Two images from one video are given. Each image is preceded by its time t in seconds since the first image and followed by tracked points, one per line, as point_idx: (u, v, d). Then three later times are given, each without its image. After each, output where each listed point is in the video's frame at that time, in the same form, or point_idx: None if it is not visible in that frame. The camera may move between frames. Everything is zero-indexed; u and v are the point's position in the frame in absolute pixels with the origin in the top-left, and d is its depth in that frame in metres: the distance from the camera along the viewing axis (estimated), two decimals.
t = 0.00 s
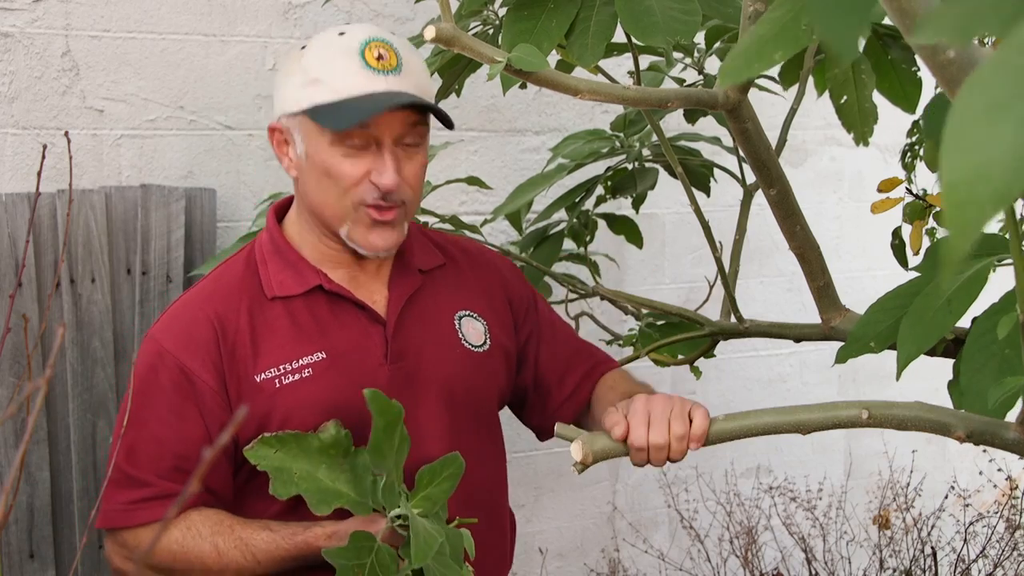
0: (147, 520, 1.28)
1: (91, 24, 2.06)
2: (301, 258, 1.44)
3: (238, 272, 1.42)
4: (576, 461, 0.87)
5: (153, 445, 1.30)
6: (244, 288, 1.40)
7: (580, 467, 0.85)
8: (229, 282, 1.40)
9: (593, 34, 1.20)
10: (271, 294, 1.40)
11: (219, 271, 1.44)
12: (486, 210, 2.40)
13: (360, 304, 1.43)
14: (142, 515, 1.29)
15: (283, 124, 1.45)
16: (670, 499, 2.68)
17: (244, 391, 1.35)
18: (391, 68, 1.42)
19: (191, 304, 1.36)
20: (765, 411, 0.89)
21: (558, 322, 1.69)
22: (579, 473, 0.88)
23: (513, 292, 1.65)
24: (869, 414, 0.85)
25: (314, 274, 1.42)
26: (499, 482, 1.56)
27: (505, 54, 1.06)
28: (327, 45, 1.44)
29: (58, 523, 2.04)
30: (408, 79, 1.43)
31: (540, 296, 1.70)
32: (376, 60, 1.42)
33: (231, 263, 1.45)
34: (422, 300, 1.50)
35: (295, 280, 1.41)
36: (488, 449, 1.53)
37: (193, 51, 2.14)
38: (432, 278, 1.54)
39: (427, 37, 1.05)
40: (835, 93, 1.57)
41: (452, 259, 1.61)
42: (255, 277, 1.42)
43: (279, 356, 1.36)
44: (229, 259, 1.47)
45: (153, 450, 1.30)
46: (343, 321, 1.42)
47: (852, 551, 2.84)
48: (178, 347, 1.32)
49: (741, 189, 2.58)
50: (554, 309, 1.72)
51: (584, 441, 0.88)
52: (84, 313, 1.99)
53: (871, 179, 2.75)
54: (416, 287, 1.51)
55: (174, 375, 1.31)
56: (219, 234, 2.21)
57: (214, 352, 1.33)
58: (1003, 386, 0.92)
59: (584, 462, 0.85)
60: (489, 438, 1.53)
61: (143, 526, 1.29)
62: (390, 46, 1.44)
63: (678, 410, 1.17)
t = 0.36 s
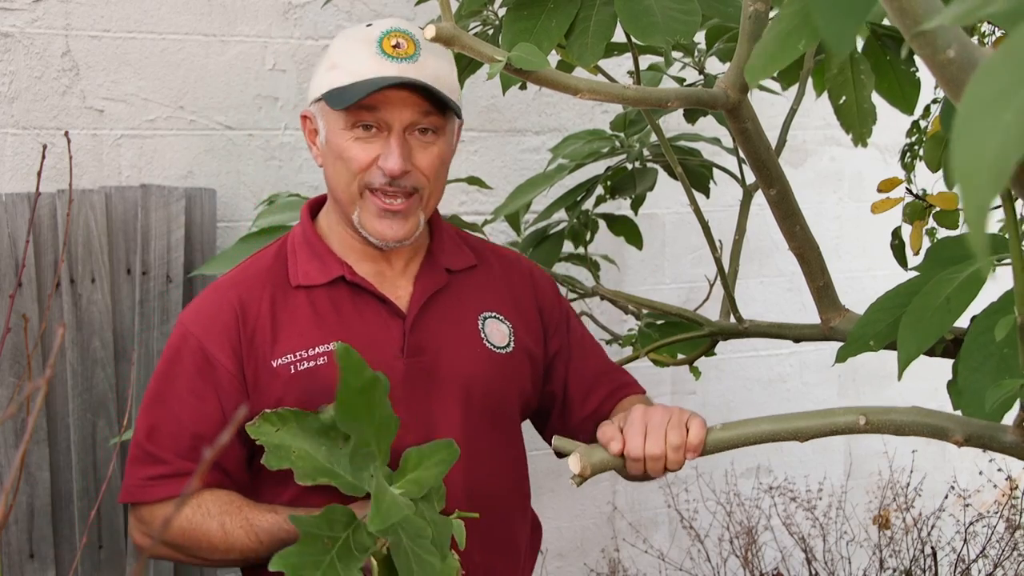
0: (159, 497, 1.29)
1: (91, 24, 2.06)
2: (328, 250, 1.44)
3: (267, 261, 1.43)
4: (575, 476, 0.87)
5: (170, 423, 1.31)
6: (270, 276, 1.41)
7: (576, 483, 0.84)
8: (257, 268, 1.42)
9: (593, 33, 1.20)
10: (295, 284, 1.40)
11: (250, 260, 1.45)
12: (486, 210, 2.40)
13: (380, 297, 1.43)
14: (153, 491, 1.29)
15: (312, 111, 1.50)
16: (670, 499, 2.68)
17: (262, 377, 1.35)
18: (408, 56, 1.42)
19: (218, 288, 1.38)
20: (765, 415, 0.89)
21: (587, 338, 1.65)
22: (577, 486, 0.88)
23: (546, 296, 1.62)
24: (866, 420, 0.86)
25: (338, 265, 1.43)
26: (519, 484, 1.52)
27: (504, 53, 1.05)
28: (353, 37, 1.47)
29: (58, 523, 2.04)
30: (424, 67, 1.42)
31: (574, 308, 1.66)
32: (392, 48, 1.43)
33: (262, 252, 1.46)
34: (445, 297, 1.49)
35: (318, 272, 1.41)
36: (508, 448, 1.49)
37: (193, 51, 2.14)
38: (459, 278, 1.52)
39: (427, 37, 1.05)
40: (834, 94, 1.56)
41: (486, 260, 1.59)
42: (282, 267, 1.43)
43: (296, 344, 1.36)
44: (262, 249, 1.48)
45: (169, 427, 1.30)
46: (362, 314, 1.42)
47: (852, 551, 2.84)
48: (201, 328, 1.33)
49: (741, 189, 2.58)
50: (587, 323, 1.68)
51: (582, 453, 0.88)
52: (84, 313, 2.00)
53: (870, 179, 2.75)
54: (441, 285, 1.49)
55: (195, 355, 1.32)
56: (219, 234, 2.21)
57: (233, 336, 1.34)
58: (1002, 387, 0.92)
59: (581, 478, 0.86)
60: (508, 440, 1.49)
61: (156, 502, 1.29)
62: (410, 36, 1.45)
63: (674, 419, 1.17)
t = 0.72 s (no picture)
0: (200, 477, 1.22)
1: (91, 24, 2.06)
2: (346, 246, 1.46)
3: (288, 253, 1.43)
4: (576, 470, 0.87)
5: (203, 405, 1.27)
6: (293, 268, 1.40)
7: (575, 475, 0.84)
8: (277, 260, 1.41)
9: (592, 33, 1.20)
10: (316, 277, 1.40)
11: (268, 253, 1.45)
12: (485, 210, 2.40)
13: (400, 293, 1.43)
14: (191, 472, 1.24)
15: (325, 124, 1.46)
16: (670, 499, 2.68)
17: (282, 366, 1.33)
18: (423, 72, 1.39)
19: (243, 276, 1.37)
20: (767, 411, 0.89)
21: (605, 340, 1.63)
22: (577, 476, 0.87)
23: (564, 300, 1.62)
24: (868, 416, 0.86)
25: (357, 260, 1.45)
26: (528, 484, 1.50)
27: (504, 53, 1.05)
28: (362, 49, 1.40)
29: (58, 524, 2.04)
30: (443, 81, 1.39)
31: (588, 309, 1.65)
32: (409, 64, 1.39)
33: (282, 246, 1.46)
34: (463, 297, 1.49)
35: (339, 266, 1.42)
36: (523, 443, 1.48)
37: (193, 51, 2.14)
38: (474, 275, 1.52)
39: (427, 37, 1.05)
40: (833, 93, 1.55)
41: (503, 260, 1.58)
42: (303, 259, 1.43)
43: (317, 332, 1.34)
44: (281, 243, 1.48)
45: (204, 408, 1.27)
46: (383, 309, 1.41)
47: (851, 551, 2.84)
48: (227, 314, 1.32)
49: (741, 189, 2.58)
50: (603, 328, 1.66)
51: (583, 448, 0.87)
52: (83, 313, 2.00)
53: (870, 179, 2.75)
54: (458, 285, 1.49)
55: (224, 339, 1.30)
56: (219, 234, 2.21)
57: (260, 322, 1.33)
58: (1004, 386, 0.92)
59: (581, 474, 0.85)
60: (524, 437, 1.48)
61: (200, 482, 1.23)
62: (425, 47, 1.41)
63: (599, 418, 0.81)
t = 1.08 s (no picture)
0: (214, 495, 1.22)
1: (87, 24, 2.05)
2: (315, 253, 1.43)
3: (253, 269, 1.41)
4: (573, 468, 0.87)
5: (196, 428, 1.26)
6: (262, 283, 1.39)
7: (574, 473, 0.83)
8: (244, 276, 1.39)
9: (590, 32, 1.20)
10: (289, 287, 1.39)
11: (234, 269, 1.43)
12: (483, 210, 2.40)
13: (379, 294, 1.43)
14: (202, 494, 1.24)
15: (293, 137, 1.44)
16: (667, 499, 2.68)
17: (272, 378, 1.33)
18: (395, 60, 1.44)
19: (210, 296, 1.35)
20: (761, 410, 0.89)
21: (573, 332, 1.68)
22: (574, 478, 0.87)
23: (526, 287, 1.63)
24: (863, 417, 0.86)
25: (330, 266, 1.42)
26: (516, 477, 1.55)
27: (501, 53, 1.05)
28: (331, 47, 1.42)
29: (54, 524, 2.03)
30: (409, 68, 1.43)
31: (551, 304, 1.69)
32: (381, 52, 1.44)
33: (244, 263, 1.44)
34: (437, 293, 1.50)
35: (311, 273, 1.40)
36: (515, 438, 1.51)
37: (190, 51, 2.14)
38: (447, 275, 1.54)
39: (423, 37, 1.05)
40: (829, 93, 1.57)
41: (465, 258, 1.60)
42: (271, 273, 1.41)
43: (302, 341, 1.35)
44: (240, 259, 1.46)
45: (199, 431, 1.26)
46: (363, 311, 1.41)
47: (848, 551, 2.84)
48: (206, 335, 1.30)
49: (738, 189, 2.58)
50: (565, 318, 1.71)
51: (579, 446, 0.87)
52: (80, 313, 1.99)
53: (866, 179, 2.76)
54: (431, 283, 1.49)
55: (208, 360, 1.29)
56: (215, 234, 2.21)
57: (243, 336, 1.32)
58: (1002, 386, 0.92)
59: (579, 469, 0.85)
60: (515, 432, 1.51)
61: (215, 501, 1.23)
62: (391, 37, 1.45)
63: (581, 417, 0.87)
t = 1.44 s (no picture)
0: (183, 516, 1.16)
1: (84, 24, 2.05)
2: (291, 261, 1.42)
3: (227, 282, 1.39)
4: (570, 467, 0.94)
5: (172, 452, 1.22)
6: (237, 296, 1.37)
7: (568, 474, 0.89)
8: (218, 290, 1.37)
9: (587, 33, 1.20)
10: (266, 299, 1.37)
11: (206, 284, 1.41)
12: (479, 210, 2.40)
13: (359, 300, 1.42)
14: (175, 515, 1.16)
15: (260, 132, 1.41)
16: (663, 499, 2.68)
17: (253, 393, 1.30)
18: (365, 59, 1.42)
19: (184, 313, 1.32)
20: (761, 412, 0.95)
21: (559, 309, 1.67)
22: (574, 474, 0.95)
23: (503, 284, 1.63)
24: (861, 416, 0.89)
25: (308, 274, 1.40)
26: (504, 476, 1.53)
27: (497, 53, 1.06)
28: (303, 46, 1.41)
29: (50, 524, 2.03)
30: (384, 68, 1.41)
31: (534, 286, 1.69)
32: (352, 52, 1.42)
33: (216, 277, 1.42)
34: (416, 296, 1.50)
35: (288, 284, 1.39)
36: (501, 436, 1.51)
37: (186, 51, 2.13)
38: (424, 275, 1.53)
39: (420, 37, 1.05)
40: (826, 94, 1.56)
41: (440, 257, 1.60)
42: (246, 285, 1.39)
43: (283, 355, 1.33)
44: (212, 274, 1.44)
45: (175, 454, 1.22)
46: (343, 319, 1.40)
47: (844, 551, 2.84)
48: (181, 355, 1.28)
49: (735, 189, 2.58)
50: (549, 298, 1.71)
51: (577, 445, 0.94)
52: (77, 313, 1.99)
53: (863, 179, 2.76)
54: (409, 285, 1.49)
55: (183, 380, 1.26)
56: (212, 234, 2.21)
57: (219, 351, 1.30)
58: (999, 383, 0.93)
59: (577, 469, 0.92)
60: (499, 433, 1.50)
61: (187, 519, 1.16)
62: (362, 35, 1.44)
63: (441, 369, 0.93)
